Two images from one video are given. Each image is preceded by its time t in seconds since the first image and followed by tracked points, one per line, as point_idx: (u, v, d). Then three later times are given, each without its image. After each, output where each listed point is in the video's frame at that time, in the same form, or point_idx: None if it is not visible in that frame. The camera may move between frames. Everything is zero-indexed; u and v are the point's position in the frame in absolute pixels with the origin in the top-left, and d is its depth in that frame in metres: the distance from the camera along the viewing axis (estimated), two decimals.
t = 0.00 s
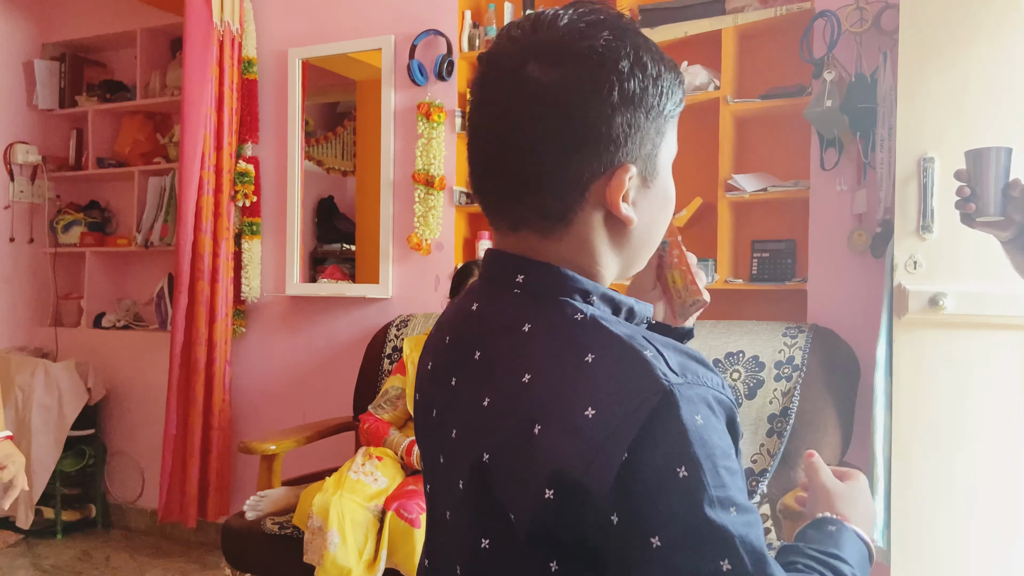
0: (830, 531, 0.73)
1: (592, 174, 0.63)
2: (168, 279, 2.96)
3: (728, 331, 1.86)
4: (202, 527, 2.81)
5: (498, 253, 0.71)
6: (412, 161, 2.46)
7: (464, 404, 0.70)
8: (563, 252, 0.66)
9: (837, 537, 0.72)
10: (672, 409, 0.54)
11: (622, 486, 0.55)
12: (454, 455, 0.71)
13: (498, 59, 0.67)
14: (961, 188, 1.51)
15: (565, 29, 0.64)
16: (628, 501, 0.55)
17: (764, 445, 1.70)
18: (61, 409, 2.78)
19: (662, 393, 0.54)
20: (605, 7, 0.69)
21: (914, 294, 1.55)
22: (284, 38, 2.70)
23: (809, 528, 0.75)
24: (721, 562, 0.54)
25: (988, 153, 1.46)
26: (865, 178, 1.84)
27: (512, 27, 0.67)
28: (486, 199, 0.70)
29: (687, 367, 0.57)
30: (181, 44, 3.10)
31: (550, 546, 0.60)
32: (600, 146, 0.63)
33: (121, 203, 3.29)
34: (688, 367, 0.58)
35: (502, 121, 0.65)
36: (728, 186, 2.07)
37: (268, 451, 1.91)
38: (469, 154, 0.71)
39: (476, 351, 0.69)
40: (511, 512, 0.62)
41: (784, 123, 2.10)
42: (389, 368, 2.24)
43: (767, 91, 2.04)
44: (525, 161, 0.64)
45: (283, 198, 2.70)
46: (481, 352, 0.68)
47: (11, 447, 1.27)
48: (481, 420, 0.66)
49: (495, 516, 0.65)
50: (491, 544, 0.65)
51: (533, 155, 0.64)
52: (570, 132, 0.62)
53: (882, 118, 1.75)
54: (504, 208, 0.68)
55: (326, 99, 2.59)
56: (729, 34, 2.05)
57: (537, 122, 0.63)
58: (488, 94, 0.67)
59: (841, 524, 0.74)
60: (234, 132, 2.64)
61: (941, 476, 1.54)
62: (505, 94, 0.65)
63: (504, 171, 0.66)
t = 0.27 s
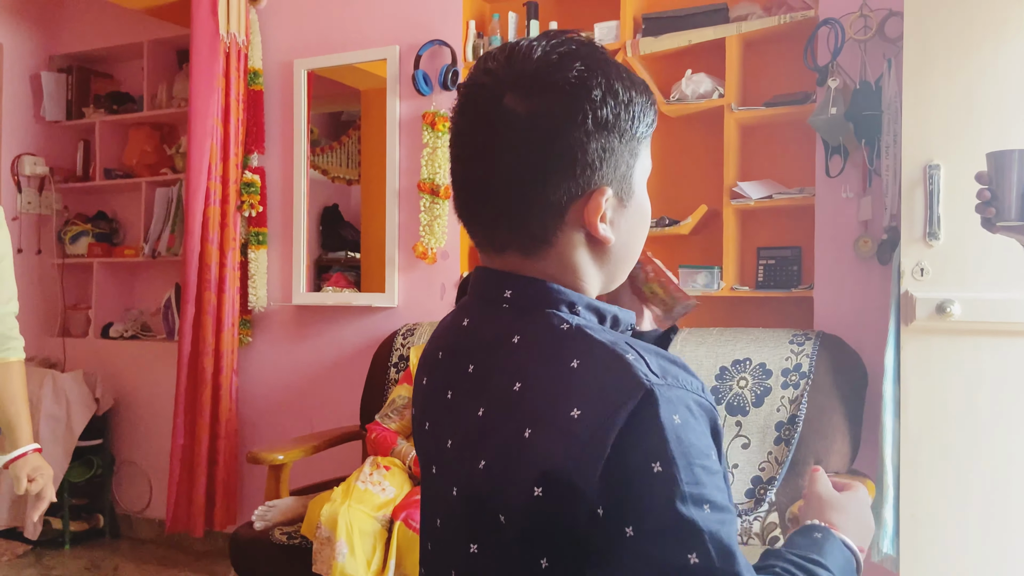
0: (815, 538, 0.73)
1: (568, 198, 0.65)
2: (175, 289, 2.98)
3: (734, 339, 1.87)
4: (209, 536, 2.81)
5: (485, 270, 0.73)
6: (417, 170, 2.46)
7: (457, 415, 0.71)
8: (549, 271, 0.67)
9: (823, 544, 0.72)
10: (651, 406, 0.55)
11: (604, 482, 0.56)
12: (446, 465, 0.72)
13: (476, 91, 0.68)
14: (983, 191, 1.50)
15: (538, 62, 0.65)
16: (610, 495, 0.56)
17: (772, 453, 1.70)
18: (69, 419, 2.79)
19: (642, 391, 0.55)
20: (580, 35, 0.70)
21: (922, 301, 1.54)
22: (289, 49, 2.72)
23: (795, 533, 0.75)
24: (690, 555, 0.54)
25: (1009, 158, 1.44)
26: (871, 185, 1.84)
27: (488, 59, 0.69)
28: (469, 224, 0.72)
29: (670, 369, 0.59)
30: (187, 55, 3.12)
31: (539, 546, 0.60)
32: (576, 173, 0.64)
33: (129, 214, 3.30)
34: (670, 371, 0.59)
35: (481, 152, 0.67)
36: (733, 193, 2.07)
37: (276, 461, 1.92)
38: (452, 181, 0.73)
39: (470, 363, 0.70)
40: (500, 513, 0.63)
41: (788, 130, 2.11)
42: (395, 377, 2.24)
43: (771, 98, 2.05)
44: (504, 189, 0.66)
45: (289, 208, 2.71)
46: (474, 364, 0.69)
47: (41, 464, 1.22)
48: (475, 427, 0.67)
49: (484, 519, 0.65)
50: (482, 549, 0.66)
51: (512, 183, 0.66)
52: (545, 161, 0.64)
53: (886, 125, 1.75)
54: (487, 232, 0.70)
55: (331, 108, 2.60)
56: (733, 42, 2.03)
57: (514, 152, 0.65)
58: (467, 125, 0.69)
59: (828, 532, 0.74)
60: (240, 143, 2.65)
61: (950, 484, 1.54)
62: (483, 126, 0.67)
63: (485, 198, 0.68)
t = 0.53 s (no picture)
0: (768, 510, 0.70)
1: (552, 204, 0.65)
2: (180, 301, 2.99)
3: (739, 348, 1.87)
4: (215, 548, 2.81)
5: (478, 279, 0.73)
6: (421, 181, 2.47)
7: (449, 419, 0.71)
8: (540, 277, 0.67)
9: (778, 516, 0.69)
10: (637, 407, 0.56)
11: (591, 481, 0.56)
12: (443, 469, 0.71)
13: (463, 103, 0.69)
14: (995, 198, 1.48)
15: (521, 72, 0.66)
16: (599, 491, 0.56)
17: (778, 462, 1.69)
18: (75, 432, 2.79)
19: (630, 392, 0.56)
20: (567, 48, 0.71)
21: (926, 309, 1.54)
22: (293, 61, 2.73)
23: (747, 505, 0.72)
24: (678, 552, 0.54)
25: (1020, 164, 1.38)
26: (874, 193, 1.84)
27: (476, 73, 0.70)
28: (461, 233, 0.72)
29: (656, 373, 0.60)
30: (192, 68, 3.13)
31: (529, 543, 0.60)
32: (559, 180, 0.64)
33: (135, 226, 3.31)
34: (656, 374, 0.60)
35: (467, 161, 0.68)
36: (737, 202, 2.07)
37: (281, 473, 1.92)
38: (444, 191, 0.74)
39: (463, 368, 0.70)
40: (488, 512, 0.63)
41: (791, 138, 2.11)
42: (400, 388, 2.24)
43: (773, 107, 2.05)
44: (490, 197, 0.67)
45: (293, 219, 2.72)
46: (466, 369, 0.70)
47: (52, 478, 1.21)
48: (466, 429, 0.67)
49: (473, 519, 0.65)
50: (473, 552, 0.65)
51: (497, 191, 0.66)
52: (528, 169, 0.64)
53: (888, 134, 1.75)
54: (477, 241, 0.70)
55: (335, 119, 2.61)
56: (735, 52, 2.03)
57: (498, 161, 0.65)
58: (454, 137, 0.70)
59: (786, 505, 0.70)
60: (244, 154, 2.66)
61: (956, 491, 1.53)
62: (468, 137, 0.68)
63: (473, 207, 0.69)
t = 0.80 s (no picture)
0: (726, 448, 0.72)
1: (529, 215, 0.64)
2: (185, 309, 2.99)
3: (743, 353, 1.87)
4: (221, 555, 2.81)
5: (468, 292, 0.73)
6: (424, 188, 2.47)
7: (437, 429, 0.70)
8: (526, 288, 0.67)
9: (734, 454, 0.71)
10: (622, 418, 0.56)
11: (585, 497, 0.56)
12: (428, 477, 0.70)
13: (445, 118, 0.70)
14: (1001, 210, 1.49)
15: (497, 86, 0.66)
16: (585, 508, 0.56)
17: (783, 468, 1.69)
18: (80, 440, 2.80)
19: (611, 403, 0.56)
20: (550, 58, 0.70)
21: (931, 314, 1.54)
22: (296, 69, 2.74)
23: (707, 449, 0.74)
24: (695, 545, 0.55)
25: None
26: (878, 198, 1.83)
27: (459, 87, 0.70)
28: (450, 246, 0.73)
29: (635, 375, 0.60)
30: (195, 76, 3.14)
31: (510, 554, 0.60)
32: (533, 191, 0.64)
33: (140, 234, 3.32)
34: (637, 377, 0.60)
35: (448, 176, 0.69)
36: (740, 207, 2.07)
37: (286, 481, 1.92)
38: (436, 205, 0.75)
39: (450, 378, 0.70)
40: (469, 523, 0.63)
41: (794, 143, 2.11)
42: (405, 395, 2.25)
43: (776, 112, 2.05)
44: (470, 210, 0.67)
45: (297, 227, 2.73)
46: (454, 379, 0.69)
47: (46, 492, 1.22)
48: (451, 441, 0.67)
49: (452, 532, 0.65)
50: (452, 561, 0.64)
51: (476, 205, 0.66)
52: (503, 181, 0.64)
53: (891, 138, 1.75)
54: (464, 253, 0.71)
55: (339, 125, 2.62)
56: (737, 58, 2.03)
57: (475, 174, 0.66)
58: (438, 152, 0.70)
59: (740, 437, 0.72)
60: (248, 163, 2.67)
61: (962, 496, 1.53)
62: (448, 152, 0.68)
63: (457, 220, 0.69)
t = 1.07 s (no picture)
0: (694, 411, 0.65)
1: (504, 216, 0.63)
2: (188, 311, 3.00)
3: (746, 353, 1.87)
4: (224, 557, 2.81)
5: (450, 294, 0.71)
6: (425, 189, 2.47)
7: (418, 437, 0.69)
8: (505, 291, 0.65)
9: (703, 416, 0.65)
10: (592, 410, 0.54)
11: (565, 494, 0.54)
12: (407, 487, 0.68)
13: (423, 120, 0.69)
14: (1001, 219, 1.50)
15: (470, 84, 0.64)
16: (566, 506, 0.54)
17: (786, 468, 1.68)
18: (84, 442, 2.81)
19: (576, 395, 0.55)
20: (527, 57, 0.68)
21: (933, 313, 1.53)
22: (297, 71, 2.74)
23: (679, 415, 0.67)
24: (686, 524, 0.52)
25: None
26: (879, 197, 1.84)
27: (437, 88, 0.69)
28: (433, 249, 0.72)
29: (600, 364, 0.58)
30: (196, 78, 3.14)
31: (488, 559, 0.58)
32: (507, 192, 0.62)
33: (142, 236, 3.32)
34: (605, 367, 0.58)
35: (426, 178, 0.67)
36: (741, 207, 2.07)
37: (289, 483, 1.92)
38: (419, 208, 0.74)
39: (429, 384, 0.69)
40: (445, 529, 0.61)
41: (796, 142, 2.11)
42: (407, 397, 2.25)
43: (777, 111, 2.05)
44: (448, 212, 0.66)
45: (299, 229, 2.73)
46: (432, 385, 0.68)
47: (60, 492, 1.24)
48: (427, 448, 0.65)
49: (428, 541, 0.62)
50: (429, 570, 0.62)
51: (453, 207, 0.65)
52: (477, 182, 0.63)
53: (893, 136, 1.75)
54: (445, 257, 0.69)
55: (339, 128, 2.62)
56: (737, 57, 2.03)
57: (450, 175, 0.65)
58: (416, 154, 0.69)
59: (707, 396, 0.65)
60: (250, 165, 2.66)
61: (965, 495, 1.52)
62: (425, 154, 0.67)
63: (436, 223, 0.68)
